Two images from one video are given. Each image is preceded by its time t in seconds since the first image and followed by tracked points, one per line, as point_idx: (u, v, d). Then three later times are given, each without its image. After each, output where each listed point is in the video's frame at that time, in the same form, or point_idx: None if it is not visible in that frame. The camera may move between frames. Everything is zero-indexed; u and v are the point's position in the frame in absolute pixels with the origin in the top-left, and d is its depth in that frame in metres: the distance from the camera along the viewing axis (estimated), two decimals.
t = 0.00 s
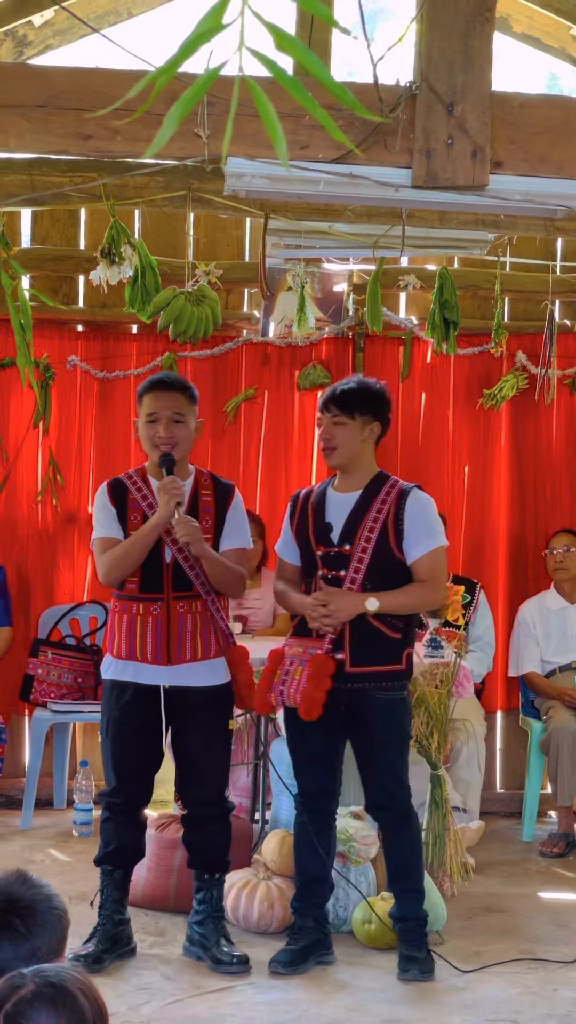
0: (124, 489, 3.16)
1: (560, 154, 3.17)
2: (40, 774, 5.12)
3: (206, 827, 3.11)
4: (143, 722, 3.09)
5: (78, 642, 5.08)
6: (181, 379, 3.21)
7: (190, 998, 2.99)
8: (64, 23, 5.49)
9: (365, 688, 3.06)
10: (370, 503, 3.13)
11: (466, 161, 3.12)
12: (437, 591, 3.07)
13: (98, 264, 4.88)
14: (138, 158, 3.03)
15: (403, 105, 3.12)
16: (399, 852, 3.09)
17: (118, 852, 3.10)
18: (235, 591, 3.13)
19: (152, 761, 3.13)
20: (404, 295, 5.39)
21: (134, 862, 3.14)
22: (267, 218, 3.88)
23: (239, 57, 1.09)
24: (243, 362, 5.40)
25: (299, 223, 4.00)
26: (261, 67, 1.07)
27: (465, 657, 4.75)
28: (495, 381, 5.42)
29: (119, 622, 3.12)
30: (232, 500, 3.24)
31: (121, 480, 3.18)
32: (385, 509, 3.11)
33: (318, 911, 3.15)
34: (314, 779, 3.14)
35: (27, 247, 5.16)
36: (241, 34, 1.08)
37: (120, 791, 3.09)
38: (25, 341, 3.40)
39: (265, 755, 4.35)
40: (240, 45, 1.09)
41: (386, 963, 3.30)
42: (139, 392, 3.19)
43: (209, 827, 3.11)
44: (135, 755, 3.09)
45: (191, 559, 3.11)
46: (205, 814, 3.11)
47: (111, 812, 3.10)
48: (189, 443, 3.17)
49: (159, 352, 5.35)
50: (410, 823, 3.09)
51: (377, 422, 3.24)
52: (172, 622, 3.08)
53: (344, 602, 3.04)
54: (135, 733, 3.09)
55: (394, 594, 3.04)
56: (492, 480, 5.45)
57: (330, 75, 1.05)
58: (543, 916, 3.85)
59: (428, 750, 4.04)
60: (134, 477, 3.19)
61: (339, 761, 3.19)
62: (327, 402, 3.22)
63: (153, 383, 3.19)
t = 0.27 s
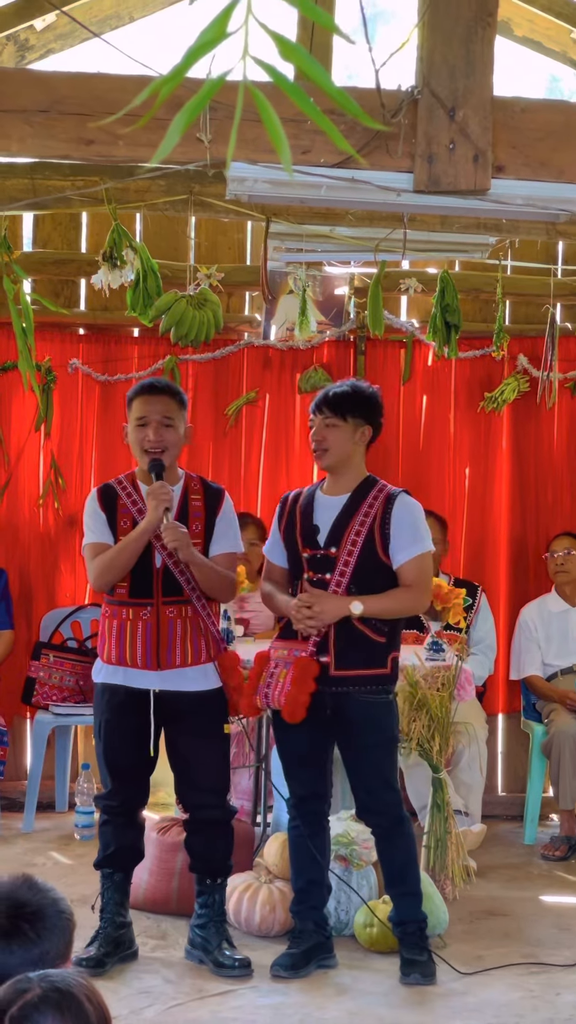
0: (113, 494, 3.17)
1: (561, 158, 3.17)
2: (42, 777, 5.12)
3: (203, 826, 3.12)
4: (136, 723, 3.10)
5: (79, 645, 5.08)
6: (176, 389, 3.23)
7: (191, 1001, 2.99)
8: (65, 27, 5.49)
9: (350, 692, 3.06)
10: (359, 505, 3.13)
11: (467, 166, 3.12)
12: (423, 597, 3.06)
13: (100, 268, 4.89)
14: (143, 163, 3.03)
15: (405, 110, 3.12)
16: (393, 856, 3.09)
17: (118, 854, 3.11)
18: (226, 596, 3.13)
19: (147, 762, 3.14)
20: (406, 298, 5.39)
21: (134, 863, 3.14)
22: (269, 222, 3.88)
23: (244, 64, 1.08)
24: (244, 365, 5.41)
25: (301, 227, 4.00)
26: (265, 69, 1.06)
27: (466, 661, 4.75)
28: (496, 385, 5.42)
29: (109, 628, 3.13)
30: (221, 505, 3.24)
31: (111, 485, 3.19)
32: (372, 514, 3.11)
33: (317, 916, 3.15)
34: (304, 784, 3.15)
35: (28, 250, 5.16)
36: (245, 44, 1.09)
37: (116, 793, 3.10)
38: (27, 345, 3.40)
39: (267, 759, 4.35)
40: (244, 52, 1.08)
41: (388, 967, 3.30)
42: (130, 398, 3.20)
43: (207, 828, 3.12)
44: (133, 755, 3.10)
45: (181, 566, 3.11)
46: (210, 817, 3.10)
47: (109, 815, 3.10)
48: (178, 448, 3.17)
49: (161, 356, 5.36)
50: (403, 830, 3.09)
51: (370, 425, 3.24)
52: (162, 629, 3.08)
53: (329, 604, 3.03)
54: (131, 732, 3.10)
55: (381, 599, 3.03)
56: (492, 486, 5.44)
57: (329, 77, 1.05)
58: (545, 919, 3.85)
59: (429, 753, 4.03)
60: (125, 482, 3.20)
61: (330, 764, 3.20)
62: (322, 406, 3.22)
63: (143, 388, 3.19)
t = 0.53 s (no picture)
0: (112, 497, 3.16)
1: (563, 162, 3.18)
2: (44, 781, 5.12)
3: (204, 834, 3.11)
4: (136, 726, 3.09)
5: (81, 649, 5.07)
6: (173, 390, 3.21)
7: (192, 1006, 2.98)
8: (67, 31, 5.49)
9: (368, 694, 3.07)
10: (373, 512, 3.14)
11: (470, 170, 3.12)
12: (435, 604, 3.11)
13: (101, 272, 4.88)
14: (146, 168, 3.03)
15: (407, 115, 3.12)
16: (398, 859, 3.08)
17: (117, 861, 3.10)
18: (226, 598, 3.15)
19: (147, 767, 3.13)
20: (407, 301, 5.40)
21: (134, 868, 3.13)
22: (271, 225, 3.88)
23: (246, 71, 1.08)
24: (246, 370, 5.40)
25: (304, 231, 4.00)
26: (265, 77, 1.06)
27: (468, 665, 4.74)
28: (498, 387, 5.42)
29: (109, 633, 3.11)
30: (218, 511, 3.24)
31: (109, 489, 3.18)
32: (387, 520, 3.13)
33: (319, 921, 3.14)
34: (310, 786, 3.13)
35: (30, 254, 5.17)
36: (247, 48, 1.08)
37: (115, 798, 3.09)
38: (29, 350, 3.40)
39: (269, 763, 4.34)
40: (246, 59, 1.08)
41: (390, 971, 3.29)
42: (133, 400, 3.18)
43: (208, 832, 3.10)
44: (130, 761, 3.09)
45: (180, 568, 3.11)
46: (210, 821, 3.09)
47: (108, 820, 3.09)
48: (181, 455, 3.17)
49: (163, 360, 5.36)
50: (409, 836, 3.08)
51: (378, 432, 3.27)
52: (162, 634, 3.08)
53: (354, 612, 3.05)
54: (129, 738, 3.09)
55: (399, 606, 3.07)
56: (494, 489, 5.44)
57: (330, 83, 1.05)
58: (547, 923, 3.84)
59: (432, 757, 4.02)
60: (122, 487, 3.19)
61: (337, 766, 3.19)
62: (337, 409, 3.21)
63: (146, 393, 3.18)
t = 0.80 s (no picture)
0: (122, 497, 3.15)
1: (564, 164, 3.18)
2: (44, 783, 5.12)
3: (206, 838, 3.11)
4: (145, 728, 3.08)
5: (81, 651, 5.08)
6: (189, 391, 3.23)
7: (193, 1008, 2.98)
8: (68, 32, 5.48)
9: (396, 697, 3.11)
10: (398, 514, 3.18)
11: (470, 172, 3.12)
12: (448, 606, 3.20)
13: (102, 274, 4.88)
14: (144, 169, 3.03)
15: (407, 116, 3.12)
16: (408, 860, 3.11)
17: (119, 862, 3.10)
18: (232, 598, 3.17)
19: (151, 768, 3.12)
20: (409, 303, 5.40)
21: (135, 870, 3.13)
22: (271, 227, 3.88)
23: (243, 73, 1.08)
24: (247, 371, 5.40)
25: (304, 233, 4.00)
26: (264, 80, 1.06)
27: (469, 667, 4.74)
28: (499, 388, 5.42)
29: (119, 633, 3.10)
30: (226, 513, 3.24)
31: (117, 489, 3.17)
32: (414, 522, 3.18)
33: (321, 922, 3.15)
34: (328, 787, 3.13)
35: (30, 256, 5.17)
36: (244, 49, 1.08)
37: (120, 800, 3.08)
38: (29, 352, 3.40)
39: (270, 765, 4.34)
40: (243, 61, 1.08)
41: (390, 973, 3.29)
42: (147, 398, 3.19)
43: (210, 834, 3.10)
44: (136, 764, 3.08)
45: (190, 568, 3.13)
46: (209, 821, 3.10)
47: (111, 821, 3.09)
48: (194, 453, 3.19)
49: (164, 362, 5.36)
50: (421, 832, 3.12)
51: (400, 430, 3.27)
52: (174, 634, 3.09)
53: (393, 613, 3.09)
54: (135, 740, 3.07)
55: (425, 606, 3.15)
56: (495, 490, 5.43)
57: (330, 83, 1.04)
58: (548, 925, 3.84)
59: (433, 759, 4.03)
60: (130, 486, 3.18)
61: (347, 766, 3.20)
62: (363, 408, 3.20)
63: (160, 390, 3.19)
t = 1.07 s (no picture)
0: (141, 497, 3.15)
1: (563, 166, 3.18)
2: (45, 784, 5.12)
3: (214, 840, 3.11)
4: (158, 731, 3.07)
5: (82, 653, 5.08)
6: (208, 392, 3.24)
7: (194, 1009, 2.98)
8: (69, 34, 5.49)
9: (430, 702, 3.10)
10: (429, 518, 3.19)
11: (469, 173, 3.12)
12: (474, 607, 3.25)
13: (102, 275, 4.89)
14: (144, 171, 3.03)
15: (407, 117, 3.12)
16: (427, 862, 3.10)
17: (123, 866, 3.09)
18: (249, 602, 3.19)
19: (162, 772, 3.11)
20: (410, 305, 5.40)
21: (138, 874, 3.12)
22: (271, 229, 3.88)
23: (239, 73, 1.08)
24: (247, 373, 5.40)
25: (305, 235, 4.00)
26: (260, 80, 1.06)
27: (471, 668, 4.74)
28: (500, 390, 5.43)
29: (139, 634, 3.10)
30: (243, 514, 3.25)
31: (136, 489, 3.17)
32: (445, 523, 3.20)
33: (325, 926, 3.16)
34: (344, 795, 3.12)
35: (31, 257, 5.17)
36: (239, 50, 1.08)
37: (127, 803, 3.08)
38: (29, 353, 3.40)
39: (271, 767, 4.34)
40: (239, 60, 1.08)
41: (391, 974, 3.29)
42: (168, 399, 3.20)
43: (217, 833, 3.11)
44: (149, 769, 3.07)
45: (208, 568, 3.14)
46: (217, 821, 3.10)
47: (117, 824, 3.09)
48: (215, 454, 3.19)
49: (164, 363, 5.36)
50: (441, 834, 3.12)
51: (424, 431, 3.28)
52: (194, 633, 3.10)
53: (434, 619, 3.08)
54: (148, 746, 3.07)
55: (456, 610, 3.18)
56: (497, 492, 5.43)
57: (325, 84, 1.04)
58: (548, 927, 3.84)
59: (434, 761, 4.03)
60: (149, 487, 3.19)
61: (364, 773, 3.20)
62: (383, 412, 3.22)
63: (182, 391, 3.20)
